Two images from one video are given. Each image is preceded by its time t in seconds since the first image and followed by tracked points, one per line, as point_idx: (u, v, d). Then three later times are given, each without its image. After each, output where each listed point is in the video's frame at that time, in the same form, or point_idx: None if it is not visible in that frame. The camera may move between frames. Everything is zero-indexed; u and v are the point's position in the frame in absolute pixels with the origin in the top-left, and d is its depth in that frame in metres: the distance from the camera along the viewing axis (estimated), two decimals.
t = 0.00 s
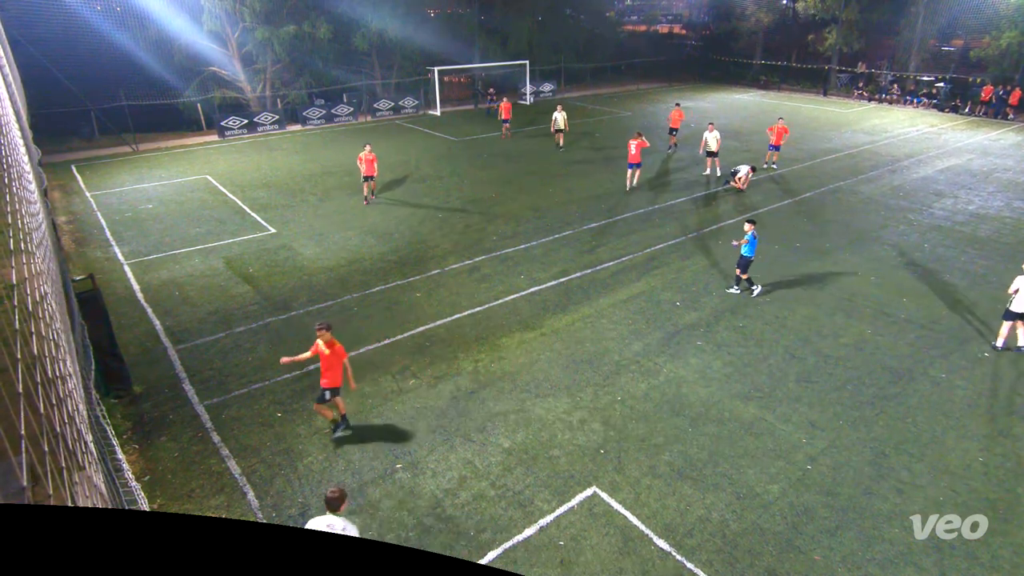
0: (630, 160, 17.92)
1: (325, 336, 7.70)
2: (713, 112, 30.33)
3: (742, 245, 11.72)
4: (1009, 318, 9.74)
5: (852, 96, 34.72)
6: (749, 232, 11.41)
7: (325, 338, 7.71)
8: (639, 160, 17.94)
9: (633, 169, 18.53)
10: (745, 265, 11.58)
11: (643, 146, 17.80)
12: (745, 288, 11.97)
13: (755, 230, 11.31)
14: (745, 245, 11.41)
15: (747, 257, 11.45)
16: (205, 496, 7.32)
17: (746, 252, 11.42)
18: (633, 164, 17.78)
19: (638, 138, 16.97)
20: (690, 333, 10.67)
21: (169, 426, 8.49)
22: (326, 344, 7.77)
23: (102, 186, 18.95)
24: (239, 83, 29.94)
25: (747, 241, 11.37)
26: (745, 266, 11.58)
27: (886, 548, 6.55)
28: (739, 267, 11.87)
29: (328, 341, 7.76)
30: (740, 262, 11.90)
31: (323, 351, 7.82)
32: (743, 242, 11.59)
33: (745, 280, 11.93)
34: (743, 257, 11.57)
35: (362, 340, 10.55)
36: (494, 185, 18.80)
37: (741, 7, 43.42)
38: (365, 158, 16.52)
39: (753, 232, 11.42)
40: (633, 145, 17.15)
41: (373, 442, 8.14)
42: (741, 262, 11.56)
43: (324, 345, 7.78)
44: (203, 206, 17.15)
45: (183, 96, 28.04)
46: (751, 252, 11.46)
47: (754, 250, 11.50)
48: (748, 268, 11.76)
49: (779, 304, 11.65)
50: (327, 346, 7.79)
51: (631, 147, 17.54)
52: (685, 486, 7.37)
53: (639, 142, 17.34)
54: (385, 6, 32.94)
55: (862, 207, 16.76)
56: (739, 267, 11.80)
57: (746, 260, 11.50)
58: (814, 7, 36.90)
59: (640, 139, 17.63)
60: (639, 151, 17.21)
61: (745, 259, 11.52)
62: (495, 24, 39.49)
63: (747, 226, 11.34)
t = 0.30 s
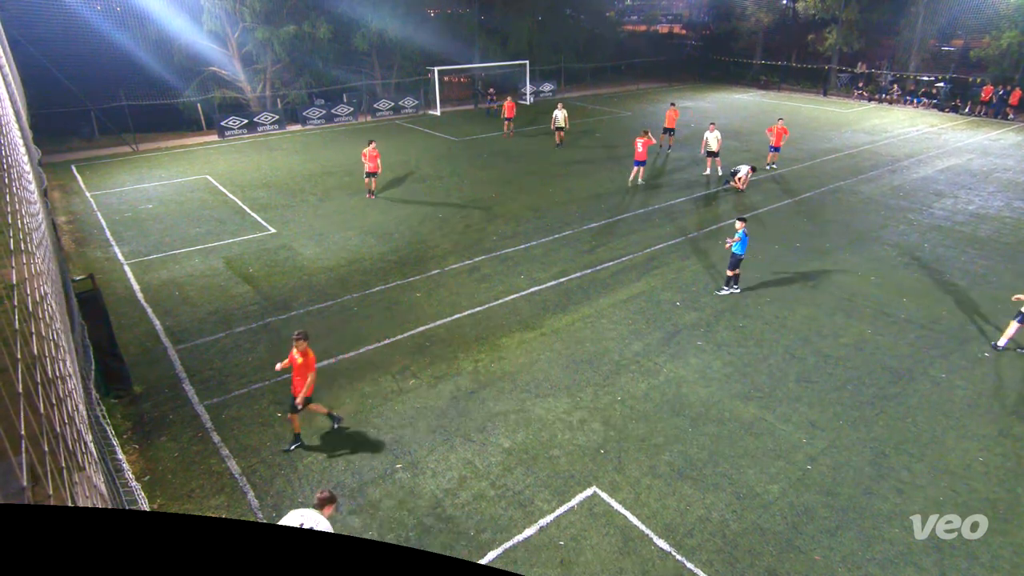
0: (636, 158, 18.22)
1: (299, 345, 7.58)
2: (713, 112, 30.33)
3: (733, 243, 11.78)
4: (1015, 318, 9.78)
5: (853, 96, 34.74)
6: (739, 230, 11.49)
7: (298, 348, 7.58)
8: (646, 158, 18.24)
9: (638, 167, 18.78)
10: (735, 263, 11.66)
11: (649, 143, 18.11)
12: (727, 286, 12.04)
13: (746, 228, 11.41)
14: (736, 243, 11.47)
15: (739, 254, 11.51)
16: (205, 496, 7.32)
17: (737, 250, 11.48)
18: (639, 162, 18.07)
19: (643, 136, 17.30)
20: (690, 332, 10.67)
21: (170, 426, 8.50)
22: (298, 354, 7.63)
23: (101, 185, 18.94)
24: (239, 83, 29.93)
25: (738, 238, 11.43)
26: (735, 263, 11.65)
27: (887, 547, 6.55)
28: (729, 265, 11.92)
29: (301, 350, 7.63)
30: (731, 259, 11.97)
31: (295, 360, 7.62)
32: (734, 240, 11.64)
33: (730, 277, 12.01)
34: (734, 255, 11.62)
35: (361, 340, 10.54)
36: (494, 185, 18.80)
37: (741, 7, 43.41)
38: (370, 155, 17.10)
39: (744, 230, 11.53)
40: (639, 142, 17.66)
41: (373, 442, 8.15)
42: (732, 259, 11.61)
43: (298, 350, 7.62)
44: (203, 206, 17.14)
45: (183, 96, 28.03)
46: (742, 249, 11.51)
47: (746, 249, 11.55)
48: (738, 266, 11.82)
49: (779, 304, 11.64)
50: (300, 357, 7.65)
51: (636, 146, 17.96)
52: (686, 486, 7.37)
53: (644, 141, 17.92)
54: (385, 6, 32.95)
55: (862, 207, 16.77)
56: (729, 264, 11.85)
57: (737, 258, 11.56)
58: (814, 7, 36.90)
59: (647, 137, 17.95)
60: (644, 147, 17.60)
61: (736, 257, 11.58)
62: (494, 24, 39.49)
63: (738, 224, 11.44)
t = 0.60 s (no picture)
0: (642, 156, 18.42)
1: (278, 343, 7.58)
2: (713, 112, 30.33)
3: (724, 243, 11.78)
4: None
5: (852, 96, 34.76)
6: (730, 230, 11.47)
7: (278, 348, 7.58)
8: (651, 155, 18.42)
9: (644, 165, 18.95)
10: (726, 263, 11.66)
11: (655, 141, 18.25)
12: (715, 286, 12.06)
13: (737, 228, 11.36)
14: (726, 244, 11.47)
15: (729, 254, 11.50)
16: (205, 496, 7.32)
17: (728, 250, 11.48)
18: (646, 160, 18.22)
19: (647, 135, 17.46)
20: (690, 333, 10.67)
21: (170, 426, 8.50)
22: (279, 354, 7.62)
23: (101, 186, 18.95)
24: (239, 83, 29.93)
25: (729, 239, 11.41)
26: (726, 263, 11.65)
27: (886, 547, 6.55)
28: (720, 265, 11.93)
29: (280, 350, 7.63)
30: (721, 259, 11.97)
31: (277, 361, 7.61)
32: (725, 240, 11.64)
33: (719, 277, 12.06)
34: (725, 255, 11.62)
35: (361, 340, 10.54)
36: (494, 185, 18.80)
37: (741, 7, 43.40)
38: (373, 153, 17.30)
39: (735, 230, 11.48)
40: (644, 140, 17.63)
41: (373, 442, 8.15)
42: (723, 259, 11.61)
43: (276, 350, 7.58)
44: (203, 206, 17.14)
45: (183, 95, 28.02)
46: (732, 249, 11.52)
47: (736, 248, 11.56)
48: (729, 266, 11.83)
49: (779, 304, 11.64)
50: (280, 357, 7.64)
51: (642, 144, 18.06)
52: (686, 486, 7.37)
53: (650, 139, 17.97)
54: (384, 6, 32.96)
55: (862, 207, 16.77)
56: (719, 264, 11.85)
57: (727, 258, 11.55)
58: (814, 7, 36.89)
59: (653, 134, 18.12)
60: (650, 146, 17.64)
61: (727, 257, 11.59)
62: (495, 24, 39.49)
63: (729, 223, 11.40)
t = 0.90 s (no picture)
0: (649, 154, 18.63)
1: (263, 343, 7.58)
2: (713, 112, 30.34)
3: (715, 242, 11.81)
4: None
5: (852, 96, 34.78)
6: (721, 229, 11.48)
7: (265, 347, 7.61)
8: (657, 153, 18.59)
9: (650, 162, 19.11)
10: (717, 262, 11.72)
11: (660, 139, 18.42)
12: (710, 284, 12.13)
13: (728, 228, 11.34)
14: (717, 243, 11.50)
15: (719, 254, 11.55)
16: (206, 496, 7.32)
17: (718, 249, 11.52)
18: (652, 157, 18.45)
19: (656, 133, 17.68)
20: (690, 333, 10.67)
21: (170, 426, 8.50)
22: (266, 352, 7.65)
23: (101, 186, 18.95)
24: (239, 83, 29.92)
25: (719, 238, 11.44)
26: (717, 263, 11.71)
27: (887, 547, 6.55)
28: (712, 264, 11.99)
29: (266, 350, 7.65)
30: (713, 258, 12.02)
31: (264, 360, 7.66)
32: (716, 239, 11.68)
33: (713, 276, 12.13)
34: (716, 254, 11.66)
35: (361, 340, 10.54)
36: (494, 185, 18.80)
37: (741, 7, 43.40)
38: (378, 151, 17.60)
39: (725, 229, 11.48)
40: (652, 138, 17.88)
41: (373, 442, 8.15)
42: (714, 258, 11.67)
43: (264, 350, 7.60)
44: (203, 206, 17.14)
45: (183, 96, 28.02)
46: (722, 249, 11.56)
47: (726, 248, 11.59)
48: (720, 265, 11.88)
49: (779, 304, 11.63)
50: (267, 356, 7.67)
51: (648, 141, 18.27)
52: (686, 486, 7.36)
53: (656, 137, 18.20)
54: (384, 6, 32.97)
55: (862, 207, 16.78)
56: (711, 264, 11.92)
57: (718, 257, 11.61)
58: (814, 7, 36.89)
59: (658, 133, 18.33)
60: (658, 143, 17.85)
61: (718, 256, 11.63)
62: (495, 24, 39.49)
63: (720, 222, 11.40)
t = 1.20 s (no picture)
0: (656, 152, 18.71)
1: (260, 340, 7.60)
2: (713, 112, 30.34)
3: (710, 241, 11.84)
4: None
5: (852, 96, 34.77)
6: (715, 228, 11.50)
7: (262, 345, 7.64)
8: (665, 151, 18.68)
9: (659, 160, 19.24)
10: (711, 261, 11.78)
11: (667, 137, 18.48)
12: (708, 282, 12.22)
13: (722, 227, 11.36)
14: (712, 242, 11.54)
15: (714, 253, 11.61)
16: (206, 496, 7.32)
17: (713, 248, 11.58)
18: (658, 156, 18.56)
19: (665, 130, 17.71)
20: (690, 333, 10.66)
21: (170, 426, 8.50)
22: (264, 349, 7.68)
23: (101, 186, 18.95)
24: (239, 83, 29.93)
25: (713, 238, 11.47)
26: (712, 262, 11.76)
27: (887, 547, 6.55)
28: (707, 263, 12.06)
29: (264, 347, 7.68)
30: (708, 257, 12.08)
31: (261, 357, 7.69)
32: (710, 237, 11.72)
33: (711, 275, 12.18)
34: (710, 253, 11.70)
35: (361, 340, 10.54)
36: (494, 185, 18.80)
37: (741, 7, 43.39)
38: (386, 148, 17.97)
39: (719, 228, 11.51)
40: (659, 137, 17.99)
41: (373, 442, 8.15)
42: (709, 257, 11.73)
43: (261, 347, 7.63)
44: (203, 206, 17.14)
45: (183, 95, 28.01)
46: (717, 248, 11.59)
47: (721, 247, 11.61)
48: (715, 264, 11.93)
49: (779, 305, 11.62)
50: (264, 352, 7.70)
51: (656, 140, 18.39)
52: (686, 486, 7.36)
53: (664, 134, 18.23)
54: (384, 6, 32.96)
55: (861, 207, 16.78)
56: (706, 263, 11.96)
57: (713, 256, 11.65)
58: (814, 7, 36.87)
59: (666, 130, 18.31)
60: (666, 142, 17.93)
61: (712, 254, 11.69)
62: (495, 24, 39.48)
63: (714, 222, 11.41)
